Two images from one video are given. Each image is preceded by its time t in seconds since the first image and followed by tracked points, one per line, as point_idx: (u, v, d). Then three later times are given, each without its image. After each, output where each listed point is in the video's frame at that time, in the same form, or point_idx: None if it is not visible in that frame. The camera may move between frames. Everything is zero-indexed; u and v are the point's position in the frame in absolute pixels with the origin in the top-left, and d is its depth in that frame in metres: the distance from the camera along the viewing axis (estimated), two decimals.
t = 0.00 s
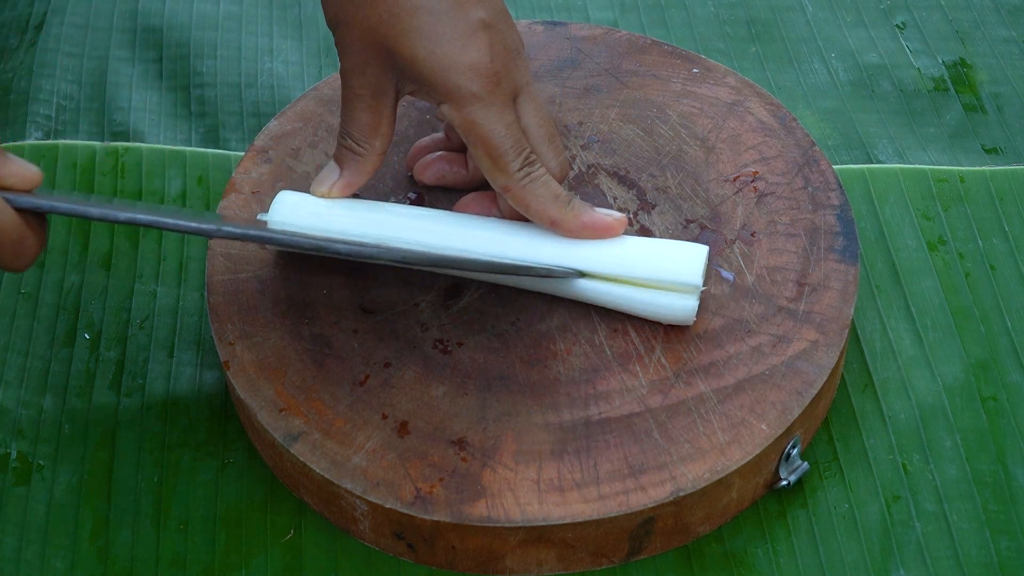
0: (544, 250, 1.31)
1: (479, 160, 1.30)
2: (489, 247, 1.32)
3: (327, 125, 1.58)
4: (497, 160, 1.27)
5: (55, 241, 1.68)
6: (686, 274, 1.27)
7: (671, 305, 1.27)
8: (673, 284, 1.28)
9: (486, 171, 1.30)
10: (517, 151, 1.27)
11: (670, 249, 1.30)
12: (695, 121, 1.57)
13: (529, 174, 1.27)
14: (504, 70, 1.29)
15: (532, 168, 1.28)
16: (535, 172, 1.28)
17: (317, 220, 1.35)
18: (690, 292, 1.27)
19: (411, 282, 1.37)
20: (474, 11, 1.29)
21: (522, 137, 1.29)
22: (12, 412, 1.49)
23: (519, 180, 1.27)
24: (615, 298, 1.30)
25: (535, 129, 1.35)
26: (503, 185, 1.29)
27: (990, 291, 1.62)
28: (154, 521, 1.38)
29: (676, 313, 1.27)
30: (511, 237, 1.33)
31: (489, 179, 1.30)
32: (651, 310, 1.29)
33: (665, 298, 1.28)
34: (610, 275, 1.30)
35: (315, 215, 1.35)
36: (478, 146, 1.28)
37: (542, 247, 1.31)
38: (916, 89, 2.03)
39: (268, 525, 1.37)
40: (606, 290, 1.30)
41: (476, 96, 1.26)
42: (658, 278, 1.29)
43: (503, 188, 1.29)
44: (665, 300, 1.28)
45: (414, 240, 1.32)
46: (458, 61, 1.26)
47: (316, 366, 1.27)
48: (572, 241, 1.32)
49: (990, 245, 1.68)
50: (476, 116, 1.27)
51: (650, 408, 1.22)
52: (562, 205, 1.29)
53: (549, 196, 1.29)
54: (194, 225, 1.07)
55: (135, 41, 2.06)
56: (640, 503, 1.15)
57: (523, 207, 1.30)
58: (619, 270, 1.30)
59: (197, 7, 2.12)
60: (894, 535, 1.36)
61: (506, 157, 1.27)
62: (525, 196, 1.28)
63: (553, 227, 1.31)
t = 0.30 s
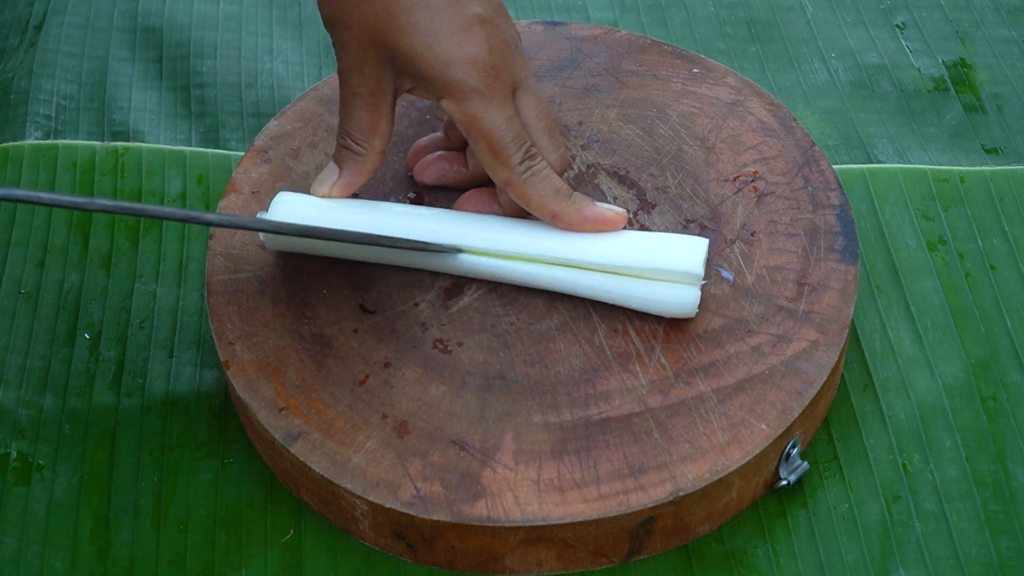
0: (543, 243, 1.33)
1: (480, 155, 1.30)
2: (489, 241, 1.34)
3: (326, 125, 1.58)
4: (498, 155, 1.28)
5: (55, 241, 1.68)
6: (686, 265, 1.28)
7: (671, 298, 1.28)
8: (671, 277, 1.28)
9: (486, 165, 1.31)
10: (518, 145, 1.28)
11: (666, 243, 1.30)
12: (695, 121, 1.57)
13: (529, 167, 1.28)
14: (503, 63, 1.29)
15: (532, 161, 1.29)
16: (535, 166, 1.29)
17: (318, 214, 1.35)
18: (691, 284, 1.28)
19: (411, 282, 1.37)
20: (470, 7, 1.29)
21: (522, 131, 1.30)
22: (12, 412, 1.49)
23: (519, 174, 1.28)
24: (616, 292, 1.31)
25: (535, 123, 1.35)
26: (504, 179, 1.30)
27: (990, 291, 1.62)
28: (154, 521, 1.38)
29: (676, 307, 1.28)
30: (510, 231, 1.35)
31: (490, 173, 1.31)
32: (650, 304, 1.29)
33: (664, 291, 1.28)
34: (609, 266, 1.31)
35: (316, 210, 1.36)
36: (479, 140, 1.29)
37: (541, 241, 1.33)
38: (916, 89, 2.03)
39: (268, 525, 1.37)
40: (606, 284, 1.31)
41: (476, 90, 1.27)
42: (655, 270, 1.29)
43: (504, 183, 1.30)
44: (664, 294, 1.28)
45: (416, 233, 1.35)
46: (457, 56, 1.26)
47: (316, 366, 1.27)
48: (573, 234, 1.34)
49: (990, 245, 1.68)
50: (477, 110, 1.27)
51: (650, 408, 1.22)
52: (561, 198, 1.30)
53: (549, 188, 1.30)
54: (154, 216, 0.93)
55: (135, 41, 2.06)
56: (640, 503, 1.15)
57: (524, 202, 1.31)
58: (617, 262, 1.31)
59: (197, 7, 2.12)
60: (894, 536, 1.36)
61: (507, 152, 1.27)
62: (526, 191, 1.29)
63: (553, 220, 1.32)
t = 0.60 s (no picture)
0: (543, 241, 1.33)
1: (480, 153, 1.31)
2: (488, 239, 1.34)
3: (327, 125, 1.58)
4: (498, 154, 1.28)
5: (55, 241, 1.68)
6: (687, 262, 1.27)
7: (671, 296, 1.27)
8: (671, 275, 1.28)
9: (486, 164, 1.32)
10: (517, 143, 1.28)
11: (666, 241, 1.30)
12: (695, 121, 1.57)
13: (529, 166, 1.29)
14: (501, 62, 1.29)
15: (532, 160, 1.29)
16: (535, 164, 1.29)
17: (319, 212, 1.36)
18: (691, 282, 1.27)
19: (411, 282, 1.37)
20: (469, 6, 1.29)
21: (521, 129, 1.30)
22: (12, 412, 1.49)
23: (519, 173, 1.29)
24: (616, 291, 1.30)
25: (535, 120, 1.36)
26: (504, 177, 1.30)
27: (990, 292, 1.62)
28: (154, 521, 1.38)
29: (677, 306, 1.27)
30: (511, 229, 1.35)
31: (490, 171, 1.31)
32: (650, 303, 1.29)
33: (664, 289, 1.28)
34: (609, 264, 1.30)
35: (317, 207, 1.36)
36: (478, 140, 1.29)
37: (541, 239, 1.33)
38: (916, 89, 2.03)
39: (268, 525, 1.38)
40: (606, 283, 1.30)
41: (475, 90, 1.27)
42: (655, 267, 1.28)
43: (504, 181, 1.31)
44: (665, 291, 1.28)
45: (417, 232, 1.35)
46: (454, 56, 1.26)
47: (316, 366, 1.27)
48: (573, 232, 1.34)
49: (990, 245, 1.68)
50: (476, 109, 1.27)
51: (650, 408, 1.22)
52: (562, 196, 1.31)
53: (550, 186, 1.30)
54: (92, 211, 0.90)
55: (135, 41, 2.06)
56: (640, 503, 1.15)
57: (525, 200, 1.31)
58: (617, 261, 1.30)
59: (197, 7, 2.12)
60: (894, 535, 1.36)
61: (506, 151, 1.28)
62: (527, 189, 1.30)
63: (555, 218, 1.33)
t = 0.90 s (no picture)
0: (539, 235, 1.33)
1: (484, 144, 1.29)
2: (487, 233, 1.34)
3: (326, 125, 1.58)
4: (503, 142, 1.28)
5: (55, 241, 1.68)
6: (681, 251, 1.27)
7: (666, 287, 1.27)
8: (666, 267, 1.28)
9: (486, 153, 1.30)
10: (520, 132, 1.28)
11: (661, 236, 1.30)
12: (695, 121, 1.57)
13: (532, 155, 1.29)
14: (499, 46, 1.28)
15: (533, 149, 1.30)
16: (536, 154, 1.30)
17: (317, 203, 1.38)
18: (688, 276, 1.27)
19: (411, 282, 1.37)
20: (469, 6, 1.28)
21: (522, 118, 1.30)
22: (12, 412, 1.49)
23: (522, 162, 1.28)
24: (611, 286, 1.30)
25: (529, 108, 1.35)
26: (505, 167, 1.29)
27: (990, 291, 1.62)
28: (154, 521, 1.38)
29: (671, 299, 1.27)
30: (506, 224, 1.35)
31: (491, 162, 1.30)
32: (645, 296, 1.28)
33: (658, 282, 1.28)
34: (608, 259, 1.30)
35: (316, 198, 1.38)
36: (484, 129, 1.27)
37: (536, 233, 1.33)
38: (916, 89, 2.03)
39: (268, 525, 1.38)
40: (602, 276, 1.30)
41: (480, 76, 1.25)
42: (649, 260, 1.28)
43: (506, 170, 1.30)
44: (659, 283, 1.27)
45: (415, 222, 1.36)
46: (458, 41, 1.23)
47: (316, 366, 1.27)
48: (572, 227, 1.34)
49: (990, 245, 1.68)
50: (483, 97, 1.26)
51: (650, 408, 1.22)
52: (560, 185, 1.32)
53: (551, 175, 1.31)
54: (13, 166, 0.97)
55: (135, 41, 2.06)
56: (640, 503, 1.15)
57: (527, 190, 1.31)
58: (613, 254, 1.30)
59: (197, 7, 2.12)
60: (894, 535, 1.36)
61: (512, 139, 1.27)
62: (530, 178, 1.30)
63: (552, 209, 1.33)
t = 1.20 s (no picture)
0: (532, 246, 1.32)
1: (471, 128, 1.31)
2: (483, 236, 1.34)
3: (326, 125, 1.58)
4: (490, 129, 1.30)
5: (55, 241, 1.68)
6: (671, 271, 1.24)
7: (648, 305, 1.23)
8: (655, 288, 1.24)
9: (470, 135, 1.31)
10: (509, 119, 1.31)
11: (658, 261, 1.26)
12: (695, 121, 1.57)
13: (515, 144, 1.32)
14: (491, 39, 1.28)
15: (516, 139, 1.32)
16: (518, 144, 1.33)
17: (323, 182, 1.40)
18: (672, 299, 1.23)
19: (411, 282, 1.37)
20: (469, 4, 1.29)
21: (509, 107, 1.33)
22: (12, 412, 1.49)
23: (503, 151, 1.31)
24: (593, 304, 1.27)
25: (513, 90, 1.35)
26: (488, 150, 1.30)
27: (990, 291, 1.62)
28: (154, 521, 1.38)
29: (647, 323, 1.23)
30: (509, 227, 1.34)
31: (475, 143, 1.31)
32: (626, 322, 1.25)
33: (642, 306, 1.24)
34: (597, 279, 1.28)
35: (323, 176, 1.40)
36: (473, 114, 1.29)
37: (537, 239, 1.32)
38: (916, 89, 2.03)
39: (268, 525, 1.38)
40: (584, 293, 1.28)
41: (476, 60, 1.26)
42: (639, 281, 1.25)
43: (488, 153, 1.31)
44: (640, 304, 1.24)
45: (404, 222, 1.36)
46: (452, 28, 1.24)
47: (316, 366, 1.27)
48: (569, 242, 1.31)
49: (990, 245, 1.68)
50: (478, 81, 1.27)
51: (650, 408, 1.22)
52: (523, 189, 1.34)
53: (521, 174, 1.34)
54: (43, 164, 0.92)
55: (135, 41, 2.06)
56: (640, 503, 1.15)
57: (493, 179, 1.33)
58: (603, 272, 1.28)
59: (197, 7, 2.12)
60: (894, 536, 1.36)
61: (502, 127, 1.30)
62: (503, 171, 1.32)
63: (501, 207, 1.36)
